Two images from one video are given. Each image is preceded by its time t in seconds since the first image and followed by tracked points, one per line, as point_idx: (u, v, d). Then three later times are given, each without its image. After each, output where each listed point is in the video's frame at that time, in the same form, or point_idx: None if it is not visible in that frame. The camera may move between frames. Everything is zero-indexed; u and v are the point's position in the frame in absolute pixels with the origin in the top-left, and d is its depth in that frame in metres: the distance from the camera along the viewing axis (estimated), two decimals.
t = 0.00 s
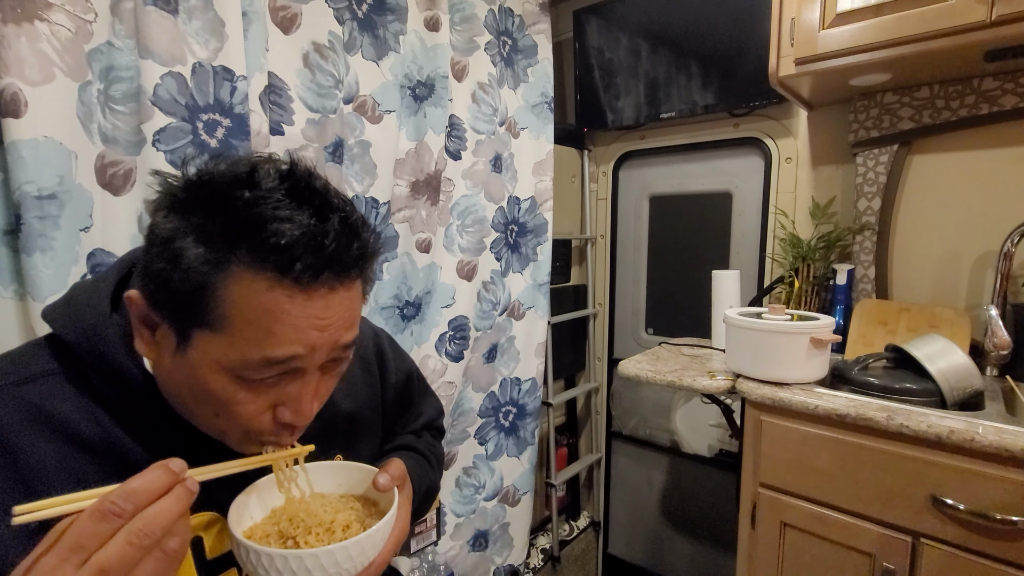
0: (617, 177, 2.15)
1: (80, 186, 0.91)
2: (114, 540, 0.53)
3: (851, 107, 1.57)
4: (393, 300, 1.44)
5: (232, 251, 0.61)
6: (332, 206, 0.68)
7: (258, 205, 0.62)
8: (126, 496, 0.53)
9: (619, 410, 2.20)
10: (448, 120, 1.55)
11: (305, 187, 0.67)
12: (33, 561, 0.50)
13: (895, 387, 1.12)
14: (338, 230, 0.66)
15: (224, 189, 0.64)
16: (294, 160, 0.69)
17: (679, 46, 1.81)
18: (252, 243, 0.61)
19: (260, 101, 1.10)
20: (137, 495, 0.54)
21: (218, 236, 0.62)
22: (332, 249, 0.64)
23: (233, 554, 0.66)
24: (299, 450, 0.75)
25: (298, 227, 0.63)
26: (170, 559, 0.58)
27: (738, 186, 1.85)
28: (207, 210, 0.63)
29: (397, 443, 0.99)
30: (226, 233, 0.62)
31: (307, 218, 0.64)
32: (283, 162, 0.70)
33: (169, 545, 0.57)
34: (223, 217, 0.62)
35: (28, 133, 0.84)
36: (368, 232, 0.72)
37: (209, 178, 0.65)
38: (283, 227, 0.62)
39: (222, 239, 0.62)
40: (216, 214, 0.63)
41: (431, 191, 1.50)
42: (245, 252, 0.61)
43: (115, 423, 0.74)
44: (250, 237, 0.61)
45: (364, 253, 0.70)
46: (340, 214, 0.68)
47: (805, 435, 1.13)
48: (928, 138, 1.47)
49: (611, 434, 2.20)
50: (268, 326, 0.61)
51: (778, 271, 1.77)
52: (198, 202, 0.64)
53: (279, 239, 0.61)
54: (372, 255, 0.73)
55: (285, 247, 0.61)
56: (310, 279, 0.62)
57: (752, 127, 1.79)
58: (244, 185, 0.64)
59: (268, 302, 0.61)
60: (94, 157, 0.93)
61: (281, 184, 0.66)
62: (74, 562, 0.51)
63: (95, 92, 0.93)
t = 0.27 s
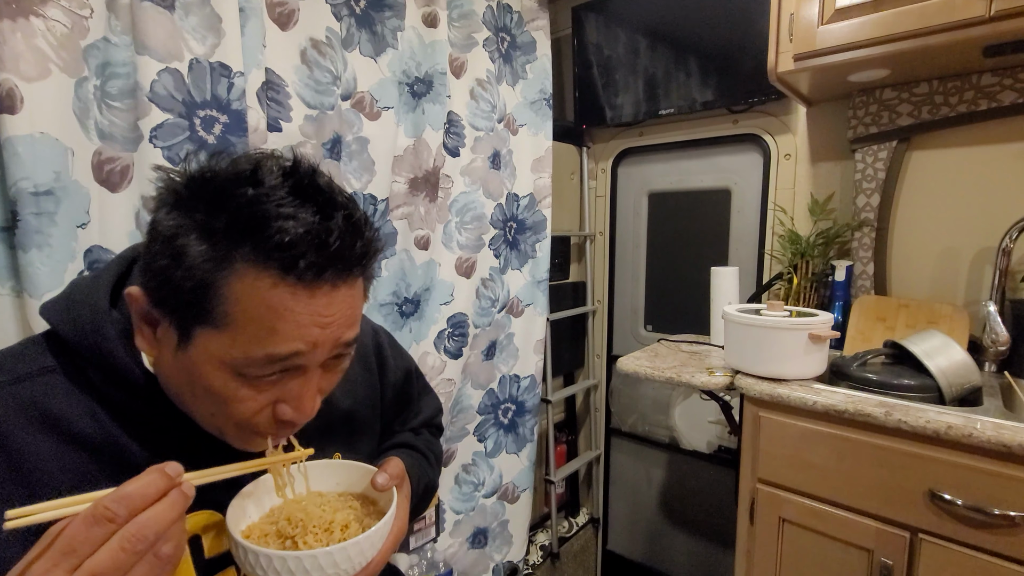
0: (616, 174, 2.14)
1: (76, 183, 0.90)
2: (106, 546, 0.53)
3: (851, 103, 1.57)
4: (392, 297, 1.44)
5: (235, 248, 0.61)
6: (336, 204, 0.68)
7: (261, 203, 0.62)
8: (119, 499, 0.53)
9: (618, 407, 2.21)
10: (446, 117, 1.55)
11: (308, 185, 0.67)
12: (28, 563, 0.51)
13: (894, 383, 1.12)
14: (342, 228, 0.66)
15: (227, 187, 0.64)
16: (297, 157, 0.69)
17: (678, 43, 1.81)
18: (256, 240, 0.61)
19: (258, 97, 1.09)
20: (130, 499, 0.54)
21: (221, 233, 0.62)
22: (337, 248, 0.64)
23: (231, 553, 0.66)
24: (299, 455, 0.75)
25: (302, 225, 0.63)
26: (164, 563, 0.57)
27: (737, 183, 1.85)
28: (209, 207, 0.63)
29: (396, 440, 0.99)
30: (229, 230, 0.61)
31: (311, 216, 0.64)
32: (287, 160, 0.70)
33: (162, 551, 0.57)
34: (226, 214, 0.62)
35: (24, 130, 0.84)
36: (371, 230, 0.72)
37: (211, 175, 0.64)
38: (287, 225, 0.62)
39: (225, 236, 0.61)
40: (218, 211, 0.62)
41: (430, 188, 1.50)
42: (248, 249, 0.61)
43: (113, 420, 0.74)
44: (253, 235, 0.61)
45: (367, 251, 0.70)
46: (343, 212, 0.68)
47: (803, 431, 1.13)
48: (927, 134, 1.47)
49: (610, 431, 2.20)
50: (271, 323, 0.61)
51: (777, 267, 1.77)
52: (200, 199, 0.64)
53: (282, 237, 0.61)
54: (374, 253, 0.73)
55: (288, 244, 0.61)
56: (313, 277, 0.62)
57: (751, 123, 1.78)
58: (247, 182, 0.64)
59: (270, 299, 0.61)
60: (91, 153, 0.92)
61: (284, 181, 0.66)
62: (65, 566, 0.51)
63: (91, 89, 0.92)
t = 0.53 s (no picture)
0: (616, 171, 2.14)
1: (75, 178, 0.90)
2: (96, 547, 0.52)
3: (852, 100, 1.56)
4: (392, 294, 1.44)
5: (236, 241, 0.61)
6: (338, 196, 0.68)
7: (262, 195, 0.62)
8: (112, 499, 0.53)
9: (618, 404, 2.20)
10: (446, 113, 1.54)
11: (309, 177, 0.66)
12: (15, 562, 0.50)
13: (895, 379, 1.12)
14: (345, 220, 0.66)
15: (228, 179, 0.63)
16: (297, 150, 0.69)
17: (679, 39, 1.80)
18: (258, 233, 0.61)
19: (257, 95, 1.09)
20: (123, 499, 0.54)
21: (222, 226, 0.61)
22: (339, 240, 0.64)
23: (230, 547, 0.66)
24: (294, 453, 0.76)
25: (304, 217, 0.62)
26: (156, 562, 0.57)
27: (738, 180, 1.85)
28: (210, 201, 0.63)
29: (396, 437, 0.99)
30: (230, 224, 0.61)
31: (313, 208, 0.64)
32: (287, 152, 0.69)
33: (154, 551, 0.57)
34: (227, 207, 0.62)
35: (22, 125, 0.83)
36: (373, 222, 0.72)
37: (212, 169, 0.64)
38: (289, 218, 0.62)
39: (226, 230, 0.61)
40: (220, 205, 0.62)
41: (430, 184, 1.50)
42: (250, 243, 0.61)
43: (112, 417, 0.74)
44: (255, 228, 0.61)
45: (369, 244, 0.69)
46: (345, 204, 0.68)
47: (804, 428, 1.13)
48: (929, 131, 1.47)
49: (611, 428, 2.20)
50: (273, 317, 0.61)
51: (778, 265, 1.76)
52: (201, 192, 0.63)
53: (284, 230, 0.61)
54: (376, 245, 0.72)
55: (290, 237, 0.61)
56: (316, 270, 0.62)
57: (751, 120, 1.78)
58: (248, 175, 0.64)
59: (273, 293, 0.60)
60: (89, 149, 0.92)
61: (285, 173, 0.65)
62: (55, 566, 0.51)
63: (90, 84, 0.92)
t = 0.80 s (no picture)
0: (616, 165, 2.13)
1: (73, 172, 0.89)
2: (97, 543, 0.52)
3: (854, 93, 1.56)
4: (392, 289, 1.44)
5: (238, 230, 0.61)
6: (338, 184, 0.68)
7: (263, 183, 0.62)
8: (118, 496, 0.53)
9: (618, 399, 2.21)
10: (446, 107, 1.53)
11: (309, 165, 0.66)
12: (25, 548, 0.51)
13: (895, 373, 1.12)
14: (346, 208, 0.66)
15: (228, 169, 0.63)
16: (297, 138, 0.69)
17: (679, 33, 1.79)
18: (259, 221, 0.60)
19: (256, 87, 1.07)
20: (128, 497, 0.53)
21: (223, 216, 0.61)
22: (341, 228, 0.64)
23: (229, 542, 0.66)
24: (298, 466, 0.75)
25: (305, 205, 0.62)
26: (156, 565, 0.56)
27: (738, 174, 1.84)
28: (210, 190, 0.62)
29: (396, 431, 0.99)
30: (231, 213, 0.61)
31: (314, 195, 0.64)
32: (286, 141, 0.69)
33: (154, 552, 0.56)
34: (228, 196, 0.61)
35: (18, 119, 0.82)
36: (374, 212, 0.72)
37: (212, 158, 0.64)
38: (290, 205, 0.61)
39: (227, 219, 0.61)
40: (220, 194, 0.62)
41: (430, 179, 1.49)
42: (251, 232, 0.60)
43: (111, 411, 0.74)
44: (256, 217, 0.61)
45: (370, 233, 0.69)
46: (346, 192, 0.68)
47: (805, 422, 1.13)
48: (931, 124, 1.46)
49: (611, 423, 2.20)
50: (275, 308, 0.60)
51: (778, 259, 1.76)
52: (201, 182, 0.63)
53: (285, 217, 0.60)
54: (377, 235, 0.72)
55: (292, 225, 0.61)
56: (317, 258, 0.62)
57: (752, 114, 1.77)
58: (248, 164, 0.63)
59: (275, 283, 0.60)
60: (87, 143, 0.91)
61: (285, 162, 0.65)
62: (54, 560, 0.51)
63: (87, 77, 0.91)
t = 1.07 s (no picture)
0: (617, 162, 2.12)
1: (69, 167, 0.89)
2: (89, 530, 0.52)
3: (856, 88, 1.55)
4: (391, 286, 1.43)
5: (236, 221, 0.60)
6: (337, 175, 0.67)
7: (262, 173, 0.61)
8: (115, 484, 0.53)
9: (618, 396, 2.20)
10: (445, 103, 1.52)
11: (308, 155, 0.66)
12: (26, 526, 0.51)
13: (896, 370, 1.11)
14: (346, 199, 0.65)
15: (226, 160, 0.62)
16: (295, 129, 0.68)
17: (680, 29, 1.78)
18: (258, 212, 0.60)
19: (254, 82, 1.06)
20: (127, 485, 0.54)
21: (222, 207, 0.60)
22: (341, 218, 0.63)
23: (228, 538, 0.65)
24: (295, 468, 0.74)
25: (304, 195, 0.62)
26: (146, 558, 0.55)
27: (739, 170, 1.83)
28: (208, 182, 0.62)
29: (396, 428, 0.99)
30: (229, 204, 0.60)
31: (313, 186, 0.63)
32: (284, 133, 0.69)
33: (147, 544, 0.55)
34: (226, 186, 0.61)
35: (13, 113, 0.82)
36: (374, 204, 0.72)
37: (209, 150, 0.63)
38: (289, 196, 0.61)
39: (225, 210, 0.60)
40: (218, 185, 0.61)
41: (429, 175, 1.48)
42: (250, 223, 0.60)
43: (109, 407, 0.73)
44: (254, 207, 0.60)
45: (370, 224, 0.69)
46: (345, 183, 0.68)
47: (806, 418, 1.13)
48: (933, 120, 1.45)
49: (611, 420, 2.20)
50: (275, 300, 0.60)
51: (779, 256, 1.75)
52: (198, 173, 0.62)
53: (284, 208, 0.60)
54: (377, 227, 0.72)
55: (292, 216, 0.60)
56: (317, 249, 0.61)
57: (753, 109, 1.76)
58: (247, 154, 0.63)
59: (275, 274, 0.60)
60: (83, 138, 0.90)
61: (284, 153, 0.65)
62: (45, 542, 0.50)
63: (83, 71, 0.90)
